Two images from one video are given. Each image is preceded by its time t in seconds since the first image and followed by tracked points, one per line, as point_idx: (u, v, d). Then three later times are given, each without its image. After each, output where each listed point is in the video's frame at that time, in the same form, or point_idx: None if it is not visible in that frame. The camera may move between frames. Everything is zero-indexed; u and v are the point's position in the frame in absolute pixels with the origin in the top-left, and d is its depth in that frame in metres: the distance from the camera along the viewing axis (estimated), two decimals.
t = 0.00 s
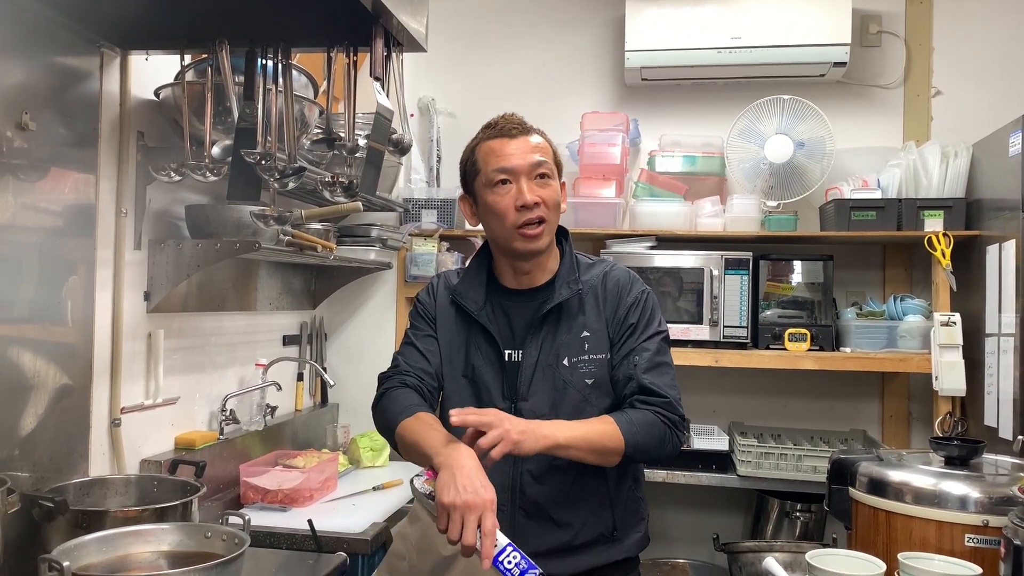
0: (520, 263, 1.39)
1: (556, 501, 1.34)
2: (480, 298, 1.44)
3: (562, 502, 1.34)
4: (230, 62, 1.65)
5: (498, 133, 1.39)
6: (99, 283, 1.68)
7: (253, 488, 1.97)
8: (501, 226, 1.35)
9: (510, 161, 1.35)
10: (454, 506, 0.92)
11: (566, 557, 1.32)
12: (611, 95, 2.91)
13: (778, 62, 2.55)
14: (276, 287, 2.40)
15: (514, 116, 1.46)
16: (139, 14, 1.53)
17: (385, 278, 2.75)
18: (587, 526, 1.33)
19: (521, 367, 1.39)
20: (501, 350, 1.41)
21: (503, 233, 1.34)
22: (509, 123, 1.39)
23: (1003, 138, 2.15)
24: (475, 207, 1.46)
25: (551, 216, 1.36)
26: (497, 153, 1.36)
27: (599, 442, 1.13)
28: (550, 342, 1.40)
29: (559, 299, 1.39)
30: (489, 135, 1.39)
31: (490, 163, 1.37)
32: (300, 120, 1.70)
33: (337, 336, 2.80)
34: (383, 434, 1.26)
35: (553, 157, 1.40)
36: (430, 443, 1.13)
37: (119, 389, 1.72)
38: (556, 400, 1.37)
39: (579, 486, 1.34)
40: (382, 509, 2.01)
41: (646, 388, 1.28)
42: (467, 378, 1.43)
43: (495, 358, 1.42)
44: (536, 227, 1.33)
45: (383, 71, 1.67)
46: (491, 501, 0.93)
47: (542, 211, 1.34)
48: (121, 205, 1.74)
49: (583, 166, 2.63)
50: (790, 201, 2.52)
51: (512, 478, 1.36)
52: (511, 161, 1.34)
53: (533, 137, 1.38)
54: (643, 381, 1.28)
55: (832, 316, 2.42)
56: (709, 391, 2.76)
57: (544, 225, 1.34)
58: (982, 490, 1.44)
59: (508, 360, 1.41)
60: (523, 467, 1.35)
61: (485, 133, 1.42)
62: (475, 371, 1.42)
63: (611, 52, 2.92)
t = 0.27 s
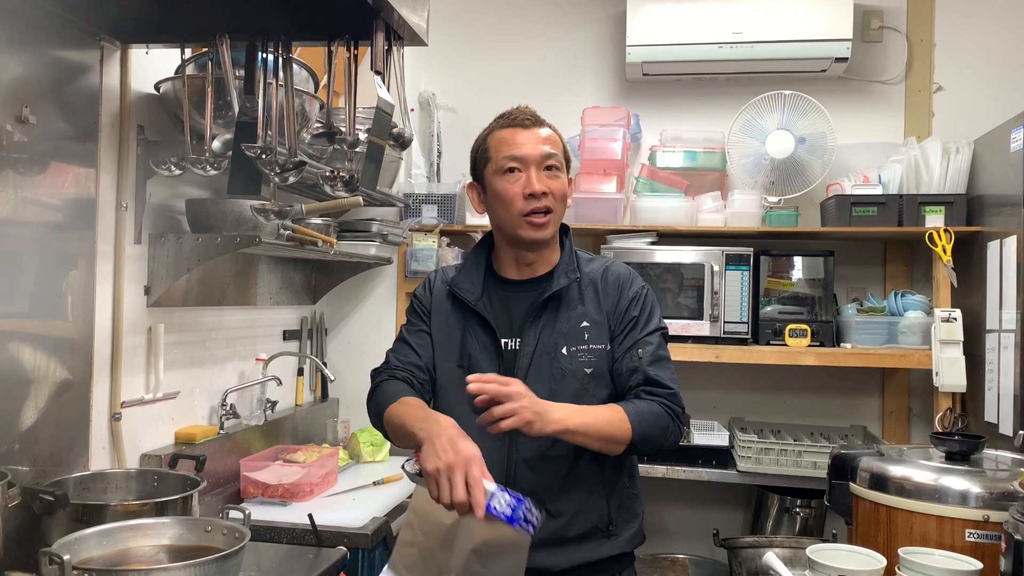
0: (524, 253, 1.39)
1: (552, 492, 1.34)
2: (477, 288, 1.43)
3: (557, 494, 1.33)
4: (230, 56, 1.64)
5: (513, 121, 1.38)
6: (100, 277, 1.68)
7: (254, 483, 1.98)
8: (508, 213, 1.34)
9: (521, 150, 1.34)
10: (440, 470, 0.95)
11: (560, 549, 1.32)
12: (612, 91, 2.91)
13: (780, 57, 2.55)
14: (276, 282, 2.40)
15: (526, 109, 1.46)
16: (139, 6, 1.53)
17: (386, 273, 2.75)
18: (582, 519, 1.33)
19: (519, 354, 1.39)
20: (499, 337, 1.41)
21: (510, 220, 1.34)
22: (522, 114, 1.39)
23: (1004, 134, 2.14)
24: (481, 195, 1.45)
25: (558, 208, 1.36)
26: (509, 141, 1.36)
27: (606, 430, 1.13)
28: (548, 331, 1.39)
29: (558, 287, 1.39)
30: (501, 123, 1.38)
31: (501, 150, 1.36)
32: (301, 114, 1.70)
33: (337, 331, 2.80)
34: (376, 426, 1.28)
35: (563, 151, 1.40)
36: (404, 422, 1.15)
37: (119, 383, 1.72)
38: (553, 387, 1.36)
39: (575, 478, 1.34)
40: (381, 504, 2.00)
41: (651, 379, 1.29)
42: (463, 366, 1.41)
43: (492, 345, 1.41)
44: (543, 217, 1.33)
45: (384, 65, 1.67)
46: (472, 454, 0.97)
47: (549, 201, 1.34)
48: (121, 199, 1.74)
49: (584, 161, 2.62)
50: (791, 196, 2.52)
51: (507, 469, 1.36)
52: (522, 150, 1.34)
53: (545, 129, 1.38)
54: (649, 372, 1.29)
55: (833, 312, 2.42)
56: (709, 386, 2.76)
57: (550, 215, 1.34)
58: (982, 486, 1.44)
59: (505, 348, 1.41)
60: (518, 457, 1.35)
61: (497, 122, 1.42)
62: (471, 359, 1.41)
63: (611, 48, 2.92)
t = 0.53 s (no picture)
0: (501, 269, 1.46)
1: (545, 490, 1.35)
2: (478, 289, 1.46)
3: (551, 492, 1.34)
4: (231, 54, 1.65)
5: (453, 149, 1.39)
6: (100, 275, 1.69)
7: (254, 480, 1.98)
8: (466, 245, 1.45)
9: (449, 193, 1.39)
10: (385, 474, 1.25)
11: (549, 546, 1.34)
12: (612, 89, 2.91)
13: (780, 55, 2.55)
14: (276, 280, 2.40)
15: (479, 120, 1.41)
16: (140, 5, 1.53)
17: (384, 271, 2.74)
18: (573, 518, 1.34)
19: (518, 351, 1.39)
20: (498, 334, 1.42)
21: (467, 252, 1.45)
22: (455, 145, 1.39)
23: (1003, 133, 2.15)
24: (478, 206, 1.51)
25: (496, 235, 1.36)
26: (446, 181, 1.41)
27: (627, 442, 1.20)
28: (549, 330, 1.40)
29: (563, 287, 1.39)
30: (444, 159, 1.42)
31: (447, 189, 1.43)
32: (301, 113, 1.70)
33: (337, 329, 2.80)
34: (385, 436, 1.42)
35: (495, 173, 1.35)
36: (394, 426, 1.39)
37: (119, 381, 1.73)
38: (550, 386, 1.36)
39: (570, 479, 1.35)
40: (379, 502, 2.01)
41: (667, 388, 1.33)
42: (463, 361, 1.43)
43: (492, 341, 1.42)
44: (479, 250, 1.39)
45: (384, 64, 1.68)
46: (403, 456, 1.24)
47: (481, 235, 1.37)
48: (122, 198, 1.74)
49: (584, 159, 2.62)
50: (790, 195, 2.53)
51: (501, 464, 1.36)
52: (449, 192, 1.39)
53: (467, 161, 1.35)
54: (665, 382, 1.32)
55: (832, 311, 2.42)
56: (707, 384, 2.77)
57: (487, 246, 1.38)
58: (979, 484, 1.45)
59: (504, 344, 1.41)
60: (514, 454, 1.36)
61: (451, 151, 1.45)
62: (472, 355, 1.43)
63: (611, 46, 2.92)
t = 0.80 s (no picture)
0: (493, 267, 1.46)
1: (536, 490, 1.36)
2: (474, 291, 1.50)
3: (541, 492, 1.35)
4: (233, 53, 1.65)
5: (441, 149, 1.40)
6: (103, 273, 1.69)
7: (256, 479, 1.97)
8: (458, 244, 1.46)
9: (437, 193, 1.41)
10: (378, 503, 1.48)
11: (542, 545, 1.34)
12: (614, 88, 2.91)
13: (783, 54, 2.55)
14: (279, 279, 2.40)
15: (466, 120, 1.42)
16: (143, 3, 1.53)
17: (386, 270, 2.75)
18: (565, 518, 1.35)
19: (503, 353, 1.41)
20: (486, 336, 1.45)
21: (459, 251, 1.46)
22: (443, 145, 1.40)
23: (1006, 131, 2.14)
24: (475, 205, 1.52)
25: (483, 234, 1.37)
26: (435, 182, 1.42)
27: (594, 436, 1.20)
28: (534, 330, 1.41)
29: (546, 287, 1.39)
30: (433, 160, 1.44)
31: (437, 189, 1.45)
32: (304, 111, 1.70)
33: (339, 327, 2.79)
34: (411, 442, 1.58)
35: (481, 172, 1.35)
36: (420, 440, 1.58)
37: (122, 379, 1.73)
38: (535, 386, 1.38)
39: (559, 478, 1.35)
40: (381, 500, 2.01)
41: (648, 380, 1.28)
42: (459, 365, 1.49)
43: (482, 344, 1.46)
44: (469, 249, 1.40)
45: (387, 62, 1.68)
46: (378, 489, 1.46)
47: (470, 234, 1.38)
48: (124, 196, 1.74)
49: (586, 158, 2.62)
50: (792, 193, 2.52)
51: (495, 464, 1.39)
52: (438, 192, 1.40)
53: (453, 162, 1.36)
54: (645, 374, 1.28)
55: (835, 309, 2.42)
56: (710, 383, 2.76)
57: (476, 245, 1.39)
58: (983, 483, 1.44)
59: (492, 346, 1.44)
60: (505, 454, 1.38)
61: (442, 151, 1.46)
62: (465, 359, 1.48)
63: (613, 45, 2.92)
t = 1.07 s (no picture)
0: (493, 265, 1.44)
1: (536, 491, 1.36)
2: (479, 294, 1.52)
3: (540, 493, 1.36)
4: (237, 54, 1.65)
5: (452, 144, 1.38)
6: (107, 275, 1.69)
7: (260, 480, 1.98)
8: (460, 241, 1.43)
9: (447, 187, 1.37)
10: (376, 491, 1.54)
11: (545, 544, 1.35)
12: (617, 88, 2.91)
13: (786, 54, 2.55)
14: (282, 280, 2.41)
15: (477, 119, 1.41)
16: (147, 5, 1.54)
17: (389, 271, 2.75)
18: (567, 518, 1.34)
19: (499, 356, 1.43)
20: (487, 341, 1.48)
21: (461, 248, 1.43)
22: (454, 140, 1.38)
23: (1010, 130, 2.14)
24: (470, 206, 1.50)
25: (494, 231, 1.36)
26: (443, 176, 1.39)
27: (509, 395, 1.17)
28: (527, 334, 1.41)
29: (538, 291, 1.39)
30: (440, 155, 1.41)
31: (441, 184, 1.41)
32: (307, 112, 1.70)
33: (342, 328, 2.79)
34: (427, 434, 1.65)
35: (495, 170, 1.35)
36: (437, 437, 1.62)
37: (126, 381, 1.73)
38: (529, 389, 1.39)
39: (557, 479, 1.35)
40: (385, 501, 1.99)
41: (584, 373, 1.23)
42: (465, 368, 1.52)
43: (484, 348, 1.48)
44: (476, 246, 1.37)
45: (390, 63, 1.68)
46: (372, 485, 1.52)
47: (479, 230, 1.36)
48: (128, 197, 1.74)
49: (589, 158, 2.63)
50: (796, 193, 2.52)
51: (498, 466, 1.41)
52: (447, 186, 1.37)
53: (468, 156, 1.35)
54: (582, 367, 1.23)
55: (838, 309, 2.42)
56: (713, 383, 2.76)
57: (484, 242, 1.37)
58: (988, 482, 1.44)
59: (492, 349, 1.47)
60: (505, 456, 1.40)
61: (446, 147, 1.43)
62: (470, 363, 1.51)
63: (616, 45, 2.92)
